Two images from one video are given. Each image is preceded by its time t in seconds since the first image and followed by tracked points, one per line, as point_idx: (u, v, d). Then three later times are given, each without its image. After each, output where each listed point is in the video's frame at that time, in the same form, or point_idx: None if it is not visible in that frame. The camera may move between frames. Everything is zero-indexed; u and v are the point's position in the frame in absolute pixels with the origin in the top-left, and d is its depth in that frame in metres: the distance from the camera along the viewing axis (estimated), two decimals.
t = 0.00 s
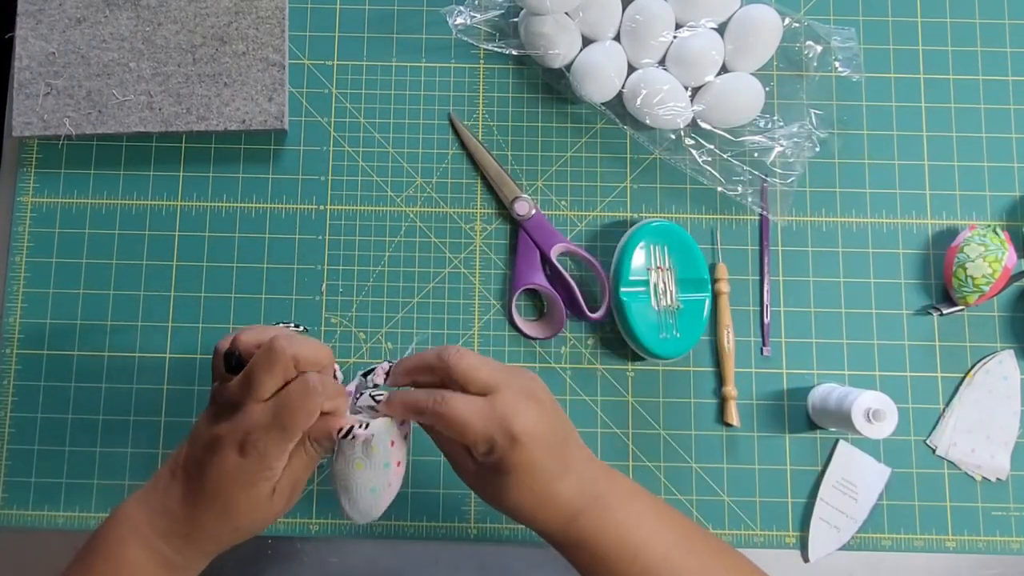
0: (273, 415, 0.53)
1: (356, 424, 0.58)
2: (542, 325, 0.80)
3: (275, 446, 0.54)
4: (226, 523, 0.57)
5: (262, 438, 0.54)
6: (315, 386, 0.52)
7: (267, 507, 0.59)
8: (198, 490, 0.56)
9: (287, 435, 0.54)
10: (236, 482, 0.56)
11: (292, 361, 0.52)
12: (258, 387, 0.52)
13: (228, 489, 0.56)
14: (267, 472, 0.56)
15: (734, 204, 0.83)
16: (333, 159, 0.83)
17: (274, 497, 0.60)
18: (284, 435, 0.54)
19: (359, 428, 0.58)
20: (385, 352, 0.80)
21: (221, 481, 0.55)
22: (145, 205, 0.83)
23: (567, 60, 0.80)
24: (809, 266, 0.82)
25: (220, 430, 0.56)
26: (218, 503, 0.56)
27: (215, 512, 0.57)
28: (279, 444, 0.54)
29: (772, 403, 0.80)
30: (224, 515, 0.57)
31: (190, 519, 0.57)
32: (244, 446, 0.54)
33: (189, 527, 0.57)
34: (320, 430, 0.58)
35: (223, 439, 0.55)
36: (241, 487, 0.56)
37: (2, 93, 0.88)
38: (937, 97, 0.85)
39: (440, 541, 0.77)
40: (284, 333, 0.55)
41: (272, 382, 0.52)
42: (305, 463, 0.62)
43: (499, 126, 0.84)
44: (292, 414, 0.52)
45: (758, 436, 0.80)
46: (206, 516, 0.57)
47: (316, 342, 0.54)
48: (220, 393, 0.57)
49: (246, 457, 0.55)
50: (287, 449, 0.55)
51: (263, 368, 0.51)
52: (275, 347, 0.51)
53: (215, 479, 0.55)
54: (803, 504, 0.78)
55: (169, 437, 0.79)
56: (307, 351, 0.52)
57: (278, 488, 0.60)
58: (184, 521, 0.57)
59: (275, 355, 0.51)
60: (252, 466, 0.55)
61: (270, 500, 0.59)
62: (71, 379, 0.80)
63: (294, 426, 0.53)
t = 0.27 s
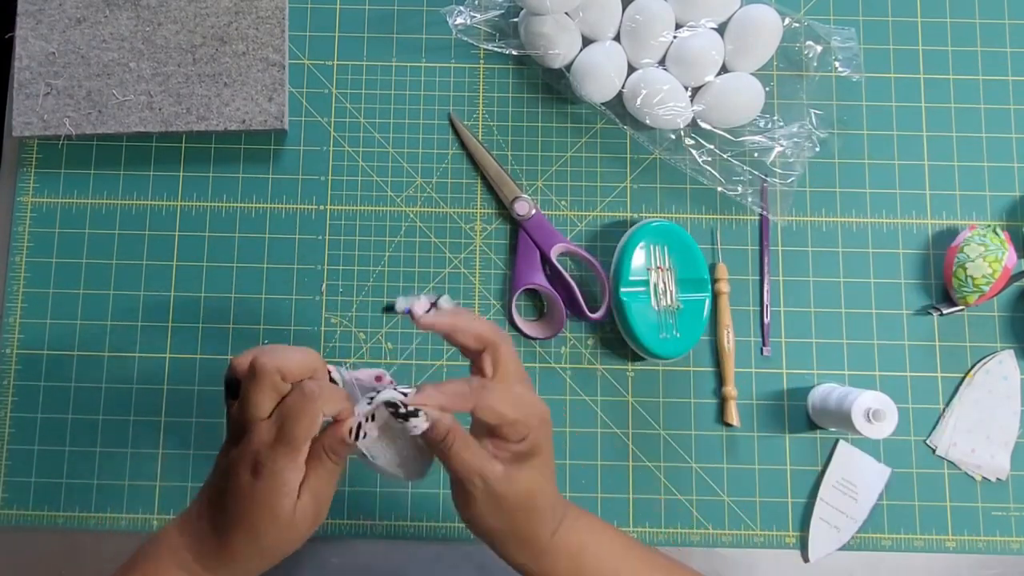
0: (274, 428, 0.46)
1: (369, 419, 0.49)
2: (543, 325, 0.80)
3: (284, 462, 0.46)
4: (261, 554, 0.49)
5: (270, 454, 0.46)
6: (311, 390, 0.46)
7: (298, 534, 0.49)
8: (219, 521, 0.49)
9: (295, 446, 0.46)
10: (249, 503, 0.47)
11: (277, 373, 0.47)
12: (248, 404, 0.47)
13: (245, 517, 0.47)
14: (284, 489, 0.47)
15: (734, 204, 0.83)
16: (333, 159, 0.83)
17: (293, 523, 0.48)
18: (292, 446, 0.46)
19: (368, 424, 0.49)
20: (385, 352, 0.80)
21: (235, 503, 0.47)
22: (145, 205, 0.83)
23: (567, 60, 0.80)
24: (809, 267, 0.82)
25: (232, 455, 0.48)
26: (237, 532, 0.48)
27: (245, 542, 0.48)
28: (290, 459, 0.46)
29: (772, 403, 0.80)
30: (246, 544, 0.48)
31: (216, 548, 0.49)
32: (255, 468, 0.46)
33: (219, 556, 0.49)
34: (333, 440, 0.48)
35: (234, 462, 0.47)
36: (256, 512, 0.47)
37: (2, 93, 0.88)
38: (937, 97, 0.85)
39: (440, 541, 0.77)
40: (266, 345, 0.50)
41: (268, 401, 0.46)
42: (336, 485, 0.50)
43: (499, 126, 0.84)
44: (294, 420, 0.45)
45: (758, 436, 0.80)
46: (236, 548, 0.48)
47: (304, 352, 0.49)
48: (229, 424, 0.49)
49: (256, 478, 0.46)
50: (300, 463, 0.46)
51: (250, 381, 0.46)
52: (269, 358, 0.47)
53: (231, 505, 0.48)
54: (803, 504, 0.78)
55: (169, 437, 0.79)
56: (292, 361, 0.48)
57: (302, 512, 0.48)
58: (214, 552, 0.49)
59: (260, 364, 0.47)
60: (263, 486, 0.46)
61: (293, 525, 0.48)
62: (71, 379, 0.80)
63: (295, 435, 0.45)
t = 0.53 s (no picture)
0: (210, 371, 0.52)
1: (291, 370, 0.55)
2: (543, 325, 0.80)
3: (222, 405, 0.52)
4: (211, 498, 0.54)
5: (206, 397, 0.52)
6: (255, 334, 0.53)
7: (243, 476, 0.55)
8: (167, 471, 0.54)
9: (229, 387, 0.51)
10: (197, 446, 0.52)
11: (216, 320, 0.56)
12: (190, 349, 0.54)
13: (191, 461, 0.53)
14: (223, 428, 0.53)
15: (734, 204, 0.83)
16: (333, 159, 0.83)
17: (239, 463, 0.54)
18: (226, 388, 0.51)
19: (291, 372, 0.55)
20: (385, 352, 0.80)
21: (181, 448, 0.53)
22: (145, 206, 0.83)
23: (567, 60, 0.80)
24: (809, 267, 0.82)
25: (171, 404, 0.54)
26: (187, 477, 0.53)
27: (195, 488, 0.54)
28: (224, 401, 0.52)
29: (772, 403, 0.80)
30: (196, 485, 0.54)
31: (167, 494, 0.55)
32: (193, 409, 0.52)
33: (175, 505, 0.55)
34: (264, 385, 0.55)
35: (173, 408, 0.53)
36: (201, 452, 0.53)
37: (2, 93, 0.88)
38: (937, 98, 0.85)
39: (440, 541, 0.77)
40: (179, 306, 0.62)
41: (207, 345, 0.54)
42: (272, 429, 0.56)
43: (499, 126, 0.84)
44: (227, 364, 0.51)
45: (758, 436, 0.80)
46: (185, 494, 0.54)
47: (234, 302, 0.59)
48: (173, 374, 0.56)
49: (195, 420, 0.52)
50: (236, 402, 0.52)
51: (192, 329, 0.54)
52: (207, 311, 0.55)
53: (178, 452, 0.53)
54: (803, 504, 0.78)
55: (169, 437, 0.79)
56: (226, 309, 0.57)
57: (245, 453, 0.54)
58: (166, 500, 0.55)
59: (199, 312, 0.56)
60: (204, 427, 0.52)
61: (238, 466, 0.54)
62: (71, 379, 0.80)
63: (229, 379, 0.51)
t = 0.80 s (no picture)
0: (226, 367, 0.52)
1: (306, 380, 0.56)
2: (543, 325, 0.81)
3: (233, 405, 0.52)
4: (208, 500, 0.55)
5: (217, 392, 0.52)
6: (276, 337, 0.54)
7: (243, 481, 0.55)
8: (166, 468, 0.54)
9: (244, 385, 0.52)
10: (200, 444, 0.52)
11: (250, 323, 0.55)
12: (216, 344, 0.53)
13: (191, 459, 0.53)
14: (230, 430, 0.53)
15: (734, 204, 0.83)
16: (333, 159, 0.83)
17: (240, 467, 0.54)
18: (241, 386, 0.52)
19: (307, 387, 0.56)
20: (385, 352, 0.80)
21: (185, 446, 0.53)
22: (145, 206, 0.83)
23: (567, 60, 0.80)
24: (809, 267, 0.82)
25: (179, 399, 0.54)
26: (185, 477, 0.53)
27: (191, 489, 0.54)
28: (236, 401, 0.52)
29: (772, 403, 0.80)
30: (193, 486, 0.54)
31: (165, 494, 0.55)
32: (204, 406, 0.52)
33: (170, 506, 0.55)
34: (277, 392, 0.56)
35: (182, 404, 0.53)
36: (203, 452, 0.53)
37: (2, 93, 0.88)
38: (937, 98, 0.85)
39: (440, 541, 0.77)
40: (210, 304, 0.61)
41: (237, 334, 0.54)
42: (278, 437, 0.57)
43: (499, 126, 0.84)
44: (245, 362, 0.51)
45: (758, 436, 0.80)
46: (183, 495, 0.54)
47: (274, 312, 0.58)
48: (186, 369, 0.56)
49: (203, 417, 0.52)
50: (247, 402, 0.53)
51: (225, 324, 0.54)
52: (241, 314, 0.55)
53: (180, 449, 0.53)
54: (803, 504, 0.78)
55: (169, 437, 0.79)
56: (264, 314, 0.56)
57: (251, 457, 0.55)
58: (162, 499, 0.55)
59: (237, 313, 0.55)
60: (211, 424, 0.52)
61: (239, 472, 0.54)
62: (71, 379, 0.80)
63: (245, 375, 0.51)
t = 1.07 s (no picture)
0: (310, 428, 0.54)
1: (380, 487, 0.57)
2: (543, 325, 0.81)
3: (303, 467, 0.54)
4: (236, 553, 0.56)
5: (295, 448, 0.54)
6: (362, 412, 0.55)
7: (274, 549, 0.57)
8: (215, 498, 0.56)
9: (321, 450, 0.53)
10: (258, 493, 0.55)
11: (342, 388, 0.54)
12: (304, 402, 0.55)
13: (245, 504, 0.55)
14: (288, 492, 0.55)
15: (734, 204, 0.83)
16: (333, 159, 0.83)
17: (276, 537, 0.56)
18: (319, 451, 0.54)
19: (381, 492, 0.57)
20: (385, 352, 0.80)
21: (245, 489, 0.55)
22: (145, 205, 0.83)
23: (567, 60, 0.80)
24: (809, 267, 0.82)
25: (256, 437, 0.56)
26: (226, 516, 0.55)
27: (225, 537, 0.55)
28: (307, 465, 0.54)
29: (773, 403, 0.80)
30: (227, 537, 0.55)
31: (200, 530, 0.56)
32: (276, 456, 0.54)
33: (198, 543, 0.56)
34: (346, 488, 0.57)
35: (257, 446, 0.55)
36: (256, 507, 0.55)
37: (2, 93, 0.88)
38: (937, 98, 0.85)
39: (440, 541, 0.77)
40: (301, 355, 0.64)
41: (317, 400, 0.54)
42: (323, 527, 0.58)
43: (499, 126, 0.84)
44: (327, 428, 0.53)
45: (758, 436, 0.80)
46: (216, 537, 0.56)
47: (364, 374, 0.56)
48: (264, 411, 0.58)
49: (274, 467, 0.54)
50: (319, 469, 0.55)
51: (312, 378, 0.54)
52: (335, 371, 0.54)
53: (237, 487, 0.55)
54: (803, 504, 0.78)
55: (169, 437, 0.79)
56: (356, 379, 0.55)
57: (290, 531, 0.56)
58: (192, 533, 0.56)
59: (326, 369, 0.54)
60: (279, 476, 0.54)
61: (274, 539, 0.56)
62: (71, 379, 0.80)
63: (326, 440, 0.53)
